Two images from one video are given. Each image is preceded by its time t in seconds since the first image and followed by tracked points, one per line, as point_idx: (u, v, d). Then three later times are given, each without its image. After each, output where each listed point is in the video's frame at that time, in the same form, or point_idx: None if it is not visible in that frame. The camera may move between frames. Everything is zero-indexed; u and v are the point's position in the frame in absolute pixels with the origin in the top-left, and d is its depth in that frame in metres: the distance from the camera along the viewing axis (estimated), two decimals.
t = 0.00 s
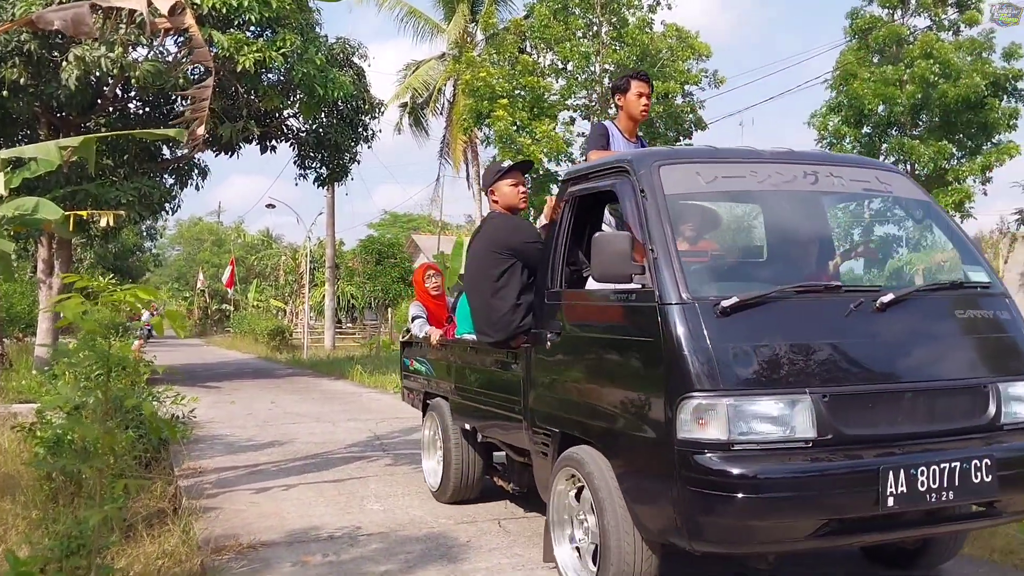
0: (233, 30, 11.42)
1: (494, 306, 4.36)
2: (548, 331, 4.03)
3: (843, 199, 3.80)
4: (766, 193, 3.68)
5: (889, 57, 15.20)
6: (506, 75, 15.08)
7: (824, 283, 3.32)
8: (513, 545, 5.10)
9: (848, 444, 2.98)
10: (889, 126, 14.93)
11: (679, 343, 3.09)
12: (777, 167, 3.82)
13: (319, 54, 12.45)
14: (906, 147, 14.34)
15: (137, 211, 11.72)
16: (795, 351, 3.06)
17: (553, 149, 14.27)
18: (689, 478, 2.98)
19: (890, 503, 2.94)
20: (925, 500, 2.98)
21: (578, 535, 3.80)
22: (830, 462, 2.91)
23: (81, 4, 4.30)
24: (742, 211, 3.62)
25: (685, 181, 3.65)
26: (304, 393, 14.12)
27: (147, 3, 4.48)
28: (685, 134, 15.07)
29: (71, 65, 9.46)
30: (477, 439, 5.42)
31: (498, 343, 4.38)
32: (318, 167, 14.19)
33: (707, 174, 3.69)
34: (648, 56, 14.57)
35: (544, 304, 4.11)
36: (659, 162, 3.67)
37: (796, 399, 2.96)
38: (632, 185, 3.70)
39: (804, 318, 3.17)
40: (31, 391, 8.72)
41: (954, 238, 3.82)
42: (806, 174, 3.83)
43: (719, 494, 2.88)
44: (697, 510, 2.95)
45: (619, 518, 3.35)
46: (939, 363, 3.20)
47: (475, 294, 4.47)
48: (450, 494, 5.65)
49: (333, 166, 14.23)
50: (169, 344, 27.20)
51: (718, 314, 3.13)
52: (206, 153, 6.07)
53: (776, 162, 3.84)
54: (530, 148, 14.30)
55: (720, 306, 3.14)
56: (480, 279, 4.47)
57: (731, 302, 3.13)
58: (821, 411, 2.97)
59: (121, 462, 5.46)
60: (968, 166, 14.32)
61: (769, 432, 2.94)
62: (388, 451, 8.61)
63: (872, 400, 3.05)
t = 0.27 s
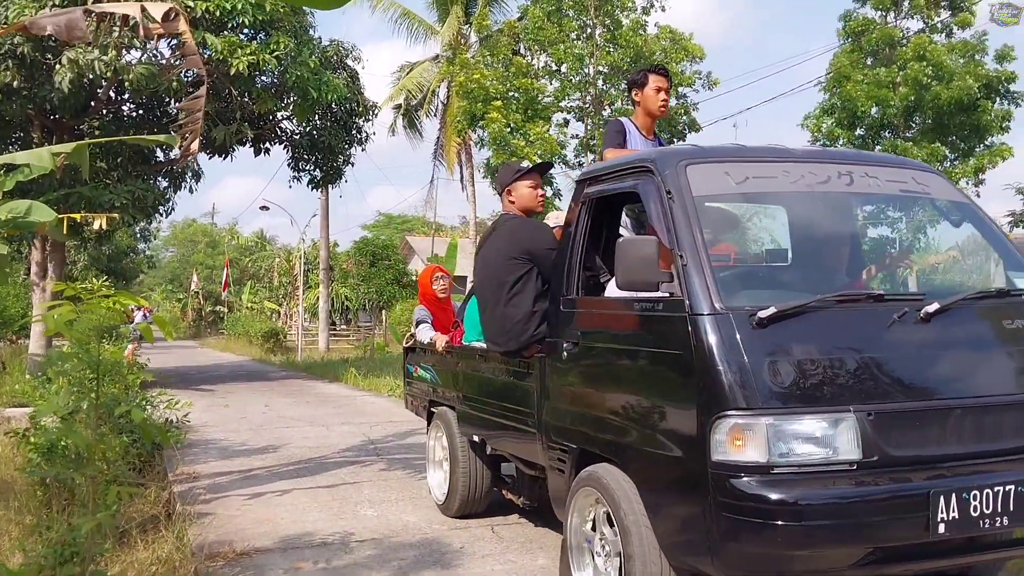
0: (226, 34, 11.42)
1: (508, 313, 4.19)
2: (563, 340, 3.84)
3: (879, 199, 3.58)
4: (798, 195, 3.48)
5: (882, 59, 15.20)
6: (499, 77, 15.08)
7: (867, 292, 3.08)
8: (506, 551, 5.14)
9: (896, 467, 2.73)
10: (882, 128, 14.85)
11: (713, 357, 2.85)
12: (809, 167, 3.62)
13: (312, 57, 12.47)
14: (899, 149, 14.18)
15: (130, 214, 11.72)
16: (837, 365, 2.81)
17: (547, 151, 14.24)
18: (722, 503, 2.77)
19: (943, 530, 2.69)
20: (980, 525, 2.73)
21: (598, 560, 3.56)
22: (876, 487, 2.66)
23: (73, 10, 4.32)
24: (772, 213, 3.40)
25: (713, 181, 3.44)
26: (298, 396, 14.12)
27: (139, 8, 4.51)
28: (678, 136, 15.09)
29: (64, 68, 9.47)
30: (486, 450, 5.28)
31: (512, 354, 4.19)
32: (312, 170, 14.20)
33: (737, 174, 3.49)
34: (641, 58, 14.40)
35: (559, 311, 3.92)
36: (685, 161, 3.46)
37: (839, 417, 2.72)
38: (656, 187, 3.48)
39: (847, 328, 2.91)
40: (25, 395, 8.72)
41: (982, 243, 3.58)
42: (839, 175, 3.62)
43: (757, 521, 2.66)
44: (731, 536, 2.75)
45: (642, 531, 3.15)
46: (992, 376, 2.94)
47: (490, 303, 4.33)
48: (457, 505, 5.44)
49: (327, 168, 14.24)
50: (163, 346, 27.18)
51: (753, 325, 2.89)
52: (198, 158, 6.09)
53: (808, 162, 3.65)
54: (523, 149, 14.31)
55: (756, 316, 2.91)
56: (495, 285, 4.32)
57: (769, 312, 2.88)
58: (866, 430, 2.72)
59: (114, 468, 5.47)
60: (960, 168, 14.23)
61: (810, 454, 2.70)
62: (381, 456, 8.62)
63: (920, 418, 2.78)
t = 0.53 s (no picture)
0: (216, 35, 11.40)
1: (517, 321, 3.82)
2: (576, 351, 3.56)
3: (910, 200, 3.29)
4: (829, 197, 3.20)
5: (871, 62, 15.23)
6: (490, 78, 15.05)
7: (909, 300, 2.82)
8: (494, 555, 5.17)
9: (941, 488, 2.48)
10: (870, 131, 14.87)
11: (747, 368, 2.58)
12: (840, 167, 3.32)
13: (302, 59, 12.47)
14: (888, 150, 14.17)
15: (118, 216, 11.72)
16: (879, 380, 2.56)
17: (537, 153, 14.28)
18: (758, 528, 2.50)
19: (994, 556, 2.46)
20: None
21: None
22: (922, 511, 2.41)
23: (62, 13, 4.32)
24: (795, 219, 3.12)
25: (742, 181, 3.14)
26: (287, 398, 14.12)
27: (128, 12, 4.51)
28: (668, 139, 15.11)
29: (52, 69, 9.44)
30: (490, 462, 4.89)
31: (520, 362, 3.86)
32: (301, 171, 14.21)
33: (766, 174, 3.19)
34: (631, 59, 14.59)
35: (573, 320, 3.60)
36: (711, 160, 3.16)
37: (882, 435, 2.46)
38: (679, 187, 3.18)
39: (888, 340, 2.65)
40: (12, 398, 8.70)
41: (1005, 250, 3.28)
42: (872, 175, 3.32)
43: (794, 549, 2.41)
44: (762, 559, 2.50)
45: (659, 531, 2.88)
46: None
47: (498, 308, 3.96)
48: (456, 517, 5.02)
49: (316, 170, 14.24)
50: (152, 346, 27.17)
51: (790, 336, 2.62)
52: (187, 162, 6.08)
53: (839, 161, 3.34)
54: (514, 151, 14.34)
55: (791, 327, 2.63)
56: (503, 288, 3.94)
57: (806, 322, 2.61)
58: (912, 449, 2.47)
59: (102, 473, 5.47)
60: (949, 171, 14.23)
61: (852, 475, 2.44)
62: (369, 459, 8.64)
63: (965, 436, 2.53)
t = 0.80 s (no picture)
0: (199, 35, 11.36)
1: (523, 325, 3.48)
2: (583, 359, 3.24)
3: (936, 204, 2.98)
4: (856, 201, 2.88)
5: (852, 66, 15.32)
6: (474, 79, 14.99)
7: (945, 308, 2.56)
8: (473, 559, 5.18)
9: (987, 514, 2.22)
10: (851, 136, 15.00)
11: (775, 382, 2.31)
12: (868, 166, 2.99)
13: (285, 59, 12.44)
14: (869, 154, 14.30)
15: (99, 215, 11.65)
16: (918, 397, 2.29)
17: (522, 154, 14.40)
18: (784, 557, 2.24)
19: None
20: None
21: None
22: (966, 539, 2.15)
23: (41, 13, 4.28)
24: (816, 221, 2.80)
25: (767, 181, 2.81)
26: (269, 399, 14.07)
27: (109, 14, 4.48)
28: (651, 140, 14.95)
29: (32, 67, 9.35)
30: (490, 475, 4.48)
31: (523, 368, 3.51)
32: (284, 171, 14.18)
33: (791, 174, 2.85)
34: (615, 62, 14.65)
35: (580, 326, 3.28)
36: (732, 159, 2.82)
37: (922, 455, 2.20)
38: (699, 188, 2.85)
39: (923, 352, 2.38)
40: None
41: None
42: (901, 175, 3.00)
43: None
44: None
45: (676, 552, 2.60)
46: None
47: (501, 312, 3.63)
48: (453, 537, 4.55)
49: (299, 170, 14.22)
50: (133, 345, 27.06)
51: (822, 348, 2.34)
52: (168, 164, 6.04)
53: (865, 161, 3.01)
54: (498, 152, 14.36)
55: (824, 338, 2.36)
56: (507, 291, 3.61)
57: (841, 333, 2.33)
58: (955, 470, 2.21)
59: (80, 477, 5.43)
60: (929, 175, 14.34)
61: (890, 499, 2.18)
62: (350, 462, 8.62)
63: (1007, 455, 2.28)
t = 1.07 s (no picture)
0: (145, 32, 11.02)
1: (497, 333, 3.20)
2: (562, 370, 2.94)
3: (934, 209, 2.69)
4: (856, 205, 2.60)
5: (800, 74, 15.50)
6: (427, 81, 14.82)
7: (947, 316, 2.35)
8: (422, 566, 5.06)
9: (998, 537, 2.04)
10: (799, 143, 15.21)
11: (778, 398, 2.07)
12: (862, 168, 2.71)
13: (235, 58, 12.17)
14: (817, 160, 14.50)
15: (39, 215, 11.25)
16: (928, 415, 2.07)
17: (475, 157, 14.32)
18: None
19: None
20: None
21: None
22: (982, 564, 1.95)
23: None
24: (792, 227, 2.48)
25: (763, 182, 2.53)
26: (216, 403, 13.73)
27: (50, 10, 4.26)
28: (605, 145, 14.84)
29: None
30: (458, 491, 4.19)
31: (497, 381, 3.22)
32: (232, 171, 13.87)
33: (785, 175, 2.58)
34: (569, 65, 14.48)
35: (558, 338, 2.99)
36: (724, 158, 2.55)
37: (934, 475, 1.99)
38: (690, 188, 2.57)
39: (929, 368, 2.15)
40: None
41: (987, 265, 2.65)
42: (899, 178, 2.72)
43: None
44: None
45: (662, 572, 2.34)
46: None
47: (471, 319, 3.34)
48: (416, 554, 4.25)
49: (248, 170, 13.92)
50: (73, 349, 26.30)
51: (827, 361, 2.10)
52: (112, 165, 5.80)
53: (860, 161, 2.73)
54: (451, 154, 14.25)
55: (829, 349, 2.11)
56: (477, 297, 3.33)
57: (847, 344, 2.09)
58: (967, 490, 2.01)
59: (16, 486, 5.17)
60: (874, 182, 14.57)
61: (901, 523, 1.97)
62: (297, 468, 8.41)
63: (1019, 475, 2.09)
